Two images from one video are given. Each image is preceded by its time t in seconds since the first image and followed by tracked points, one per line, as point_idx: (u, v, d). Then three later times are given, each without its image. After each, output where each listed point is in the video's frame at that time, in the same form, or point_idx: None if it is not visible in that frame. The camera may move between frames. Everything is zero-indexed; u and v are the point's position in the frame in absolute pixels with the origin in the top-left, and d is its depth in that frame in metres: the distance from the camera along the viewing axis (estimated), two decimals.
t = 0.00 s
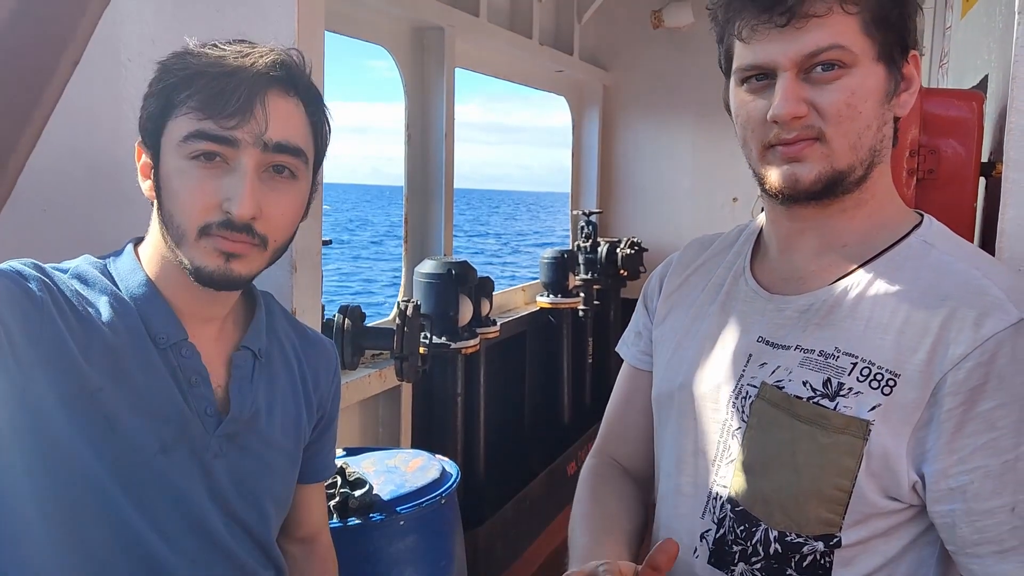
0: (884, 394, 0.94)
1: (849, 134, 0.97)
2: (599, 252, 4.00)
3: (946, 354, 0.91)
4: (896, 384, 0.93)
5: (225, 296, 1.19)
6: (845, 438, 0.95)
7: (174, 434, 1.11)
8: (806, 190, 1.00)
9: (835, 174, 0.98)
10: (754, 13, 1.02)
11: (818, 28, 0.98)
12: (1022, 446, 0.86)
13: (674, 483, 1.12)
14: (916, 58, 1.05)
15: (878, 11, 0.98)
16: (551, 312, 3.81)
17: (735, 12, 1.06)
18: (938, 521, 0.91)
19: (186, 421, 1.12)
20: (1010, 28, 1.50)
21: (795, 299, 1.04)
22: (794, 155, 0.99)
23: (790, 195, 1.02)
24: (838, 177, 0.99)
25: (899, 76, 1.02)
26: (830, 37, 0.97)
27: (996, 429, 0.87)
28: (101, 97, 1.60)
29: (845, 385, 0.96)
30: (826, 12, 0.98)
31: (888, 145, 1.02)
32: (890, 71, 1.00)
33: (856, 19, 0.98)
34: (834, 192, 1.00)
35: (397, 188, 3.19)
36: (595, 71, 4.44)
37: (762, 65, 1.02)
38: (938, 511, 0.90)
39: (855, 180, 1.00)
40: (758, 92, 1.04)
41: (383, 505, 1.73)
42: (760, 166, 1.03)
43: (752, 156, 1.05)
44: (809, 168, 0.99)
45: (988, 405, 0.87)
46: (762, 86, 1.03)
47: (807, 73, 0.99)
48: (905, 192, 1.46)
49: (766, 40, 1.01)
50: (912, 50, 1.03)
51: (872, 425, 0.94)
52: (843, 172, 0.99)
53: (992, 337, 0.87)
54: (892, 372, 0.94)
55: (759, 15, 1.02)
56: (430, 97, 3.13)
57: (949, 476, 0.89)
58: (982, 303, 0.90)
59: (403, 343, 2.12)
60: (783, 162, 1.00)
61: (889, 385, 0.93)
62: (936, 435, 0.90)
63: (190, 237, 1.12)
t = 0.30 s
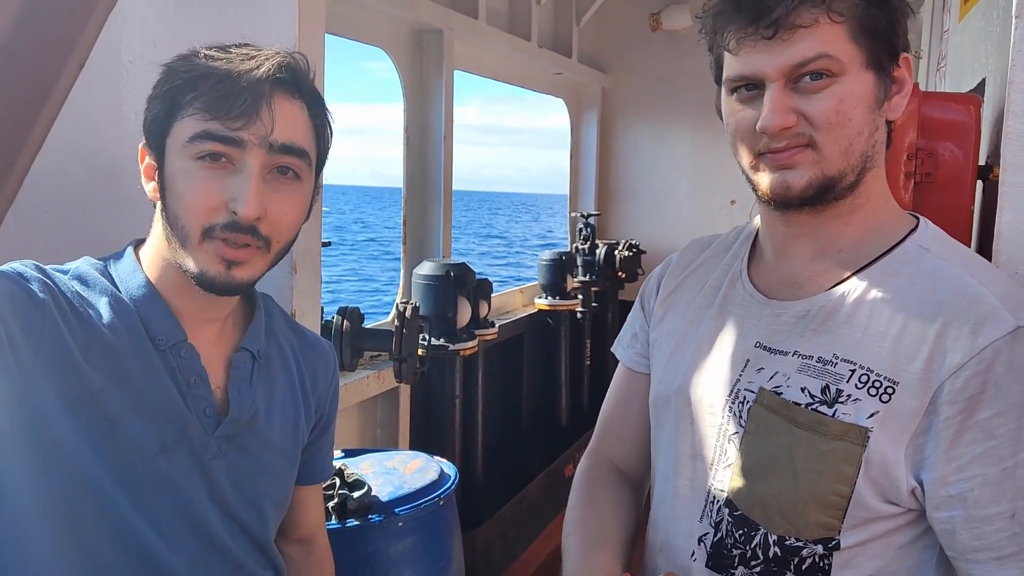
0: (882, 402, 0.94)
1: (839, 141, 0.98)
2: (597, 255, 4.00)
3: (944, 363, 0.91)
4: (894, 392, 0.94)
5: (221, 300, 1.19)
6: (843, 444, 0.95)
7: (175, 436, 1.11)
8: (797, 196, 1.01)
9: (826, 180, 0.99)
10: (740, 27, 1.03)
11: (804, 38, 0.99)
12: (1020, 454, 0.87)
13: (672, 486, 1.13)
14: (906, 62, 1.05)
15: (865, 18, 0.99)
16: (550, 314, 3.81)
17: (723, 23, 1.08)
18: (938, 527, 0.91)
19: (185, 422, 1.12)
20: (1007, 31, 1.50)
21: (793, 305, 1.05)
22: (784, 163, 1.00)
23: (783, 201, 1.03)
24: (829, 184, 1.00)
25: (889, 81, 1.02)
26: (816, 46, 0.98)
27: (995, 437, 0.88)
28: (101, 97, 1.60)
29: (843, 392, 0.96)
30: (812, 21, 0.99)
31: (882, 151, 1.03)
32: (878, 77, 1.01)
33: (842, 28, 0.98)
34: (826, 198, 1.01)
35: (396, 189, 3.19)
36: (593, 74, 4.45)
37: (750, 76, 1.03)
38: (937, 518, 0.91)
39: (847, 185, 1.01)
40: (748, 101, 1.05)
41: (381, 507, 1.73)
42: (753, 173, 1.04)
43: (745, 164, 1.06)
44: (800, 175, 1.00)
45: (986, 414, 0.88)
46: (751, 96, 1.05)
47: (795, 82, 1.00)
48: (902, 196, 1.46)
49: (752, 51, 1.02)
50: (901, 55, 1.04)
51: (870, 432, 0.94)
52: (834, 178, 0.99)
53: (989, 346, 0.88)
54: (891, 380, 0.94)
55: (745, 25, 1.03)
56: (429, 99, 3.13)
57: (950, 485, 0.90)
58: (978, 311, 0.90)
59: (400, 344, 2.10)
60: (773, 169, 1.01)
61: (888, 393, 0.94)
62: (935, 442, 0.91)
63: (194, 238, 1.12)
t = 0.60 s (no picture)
0: (878, 404, 0.94)
1: (833, 145, 0.98)
2: (595, 257, 4.00)
3: (939, 366, 0.91)
4: (890, 395, 0.94)
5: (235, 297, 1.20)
6: (839, 447, 0.95)
7: (177, 436, 1.11)
8: (791, 200, 1.02)
9: (819, 184, 1.00)
10: (733, 33, 1.04)
11: (797, 44, 0.99)
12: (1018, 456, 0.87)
13: (669, 488, 1.13)
14: (901, 66, 1.05)
15: (857, 23, 0.99)
16: (547, 316, 3.81)
17: (719, 30, 1.08)
18: (937, 531, 0.91)
19: (188, 421, 1.12)
20: (1005, 35, 1.50)
21: (789, 307, 1.05)
22: (779, 167, 1.01)
23: (777, 204, 1.03)
24: (824, 187, 1.00)
25: (882, 86, 1.02)
26: (809, 51, 0.99)
27: (993, 440, 0.88)
28: (101, 99, 1.60)
29: (839, 395, 0.97)
30: (805, 27, 0.99)
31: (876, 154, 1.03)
32: (872, 82, 1.01)
33: (835, 34, 0.99)
34: (821, 202, 1.01)
35: (395, 191, 3.20)
36: (592, 76, 4.46)
37: (742, 82, 1.04)
38: (936, 521, 0.91)
39: (843, 190, 1.01)
40: (742, 106, 1.06)
41: (379, 509, 1.73)
42: (748, 177, 1.05)
43: (739, 167, 1.06)
44: (793, 179, 1.00)
45: (983, 417, 0.88)
46: (744, 101, 1.05)
47: (788, 88, 1.00)
48: (899, 199, 1.46)
49: (745, 57, 1.03)
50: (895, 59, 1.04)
51: (866, 435, 0.94)
52: (827, 182, 1.00)
53: (985, 349, 0.88)
54: (886, 383, 0.94)
55: (738, 32, 1.04)
56: (428, 101, 3.14)
57: (948, 488, 0.90)
58: (973, 314, 0.90)
59: (400, 347, 2.11)
60: (767, 173, 1.02)
61: (883, 395, 0.94)
62: (932, 445, 0.91)
63: (213, 240, 1.12)
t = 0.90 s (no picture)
0: (878, 409, 0.94)
1: (814, 150, 1.00)
2: (593, 260, 4.00)
3: (940, 371, 0.91)
4: (889, 399, 0.94)
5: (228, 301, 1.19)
6: (838, 452, 0.95)
7: (173, 440, 1.11)
8: (776, 205, 1.03)
9: (804, 189, 1.01)
10: (713, 44, 1.07)
11: (774, 52, 1.00)
12: (1021, 461, 0.87)
13: (669, 493, 1.13)
14: (888, 69, 1.05)
15: (836, 28, 1.00)
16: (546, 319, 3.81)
17: (703, 39, 1.10)
18: (941, 536, 0.91)
19: (183, 426, 1.12)
20: (1004, 41, 1.51)
21: (788, 312, 1.05)
22: (764, 173, 1.02)
23: (764, 210, 1.04)
24: (808, 193, 1.01)
25: (867, 90, 1.03)
26: (786, 59, 1.00)
27: (996, 444, 0.88)
28: (101, 103, 1.60)
29: (839, 400, 0.97)
30: (781, 34, 1.00)
31: (866, 158, 1.03)
32: (855, 86, 1.01)
33: (814, 40, 1.00)
34: (807, 207, 1.02)
35: (394, 194, 3.19)
36: (591, 80, 4.46)
37: (724, 89, 1.06)
38: (939, 527, 0.91)
39: (829, 194, 1.01)
40: (728, 113, 1.07)
41: (378, 512, 1.72)
42: (738, 183, 1.07)
43: (730, 173, 1.08)
44: (777, 184, 1.02)
45: (986, 421, 0.88)
46: (728, 108, 1.07)
47: (767, 94, 1.02)
48: (898, 204, 1.45)
49: (725, 65, 1.05)
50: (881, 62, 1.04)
51: (865, 440, 0.94)
52: (812, 187, 1.01)
53: (985, 353, 0.88)
54: (886, 387, 0.94)
55: (718, 41, 1.06)
56: (427, 105, 3.14)
57: (951, 494, 0.89)
58: (973, 318, 0.90)
59: (398, 351, 2.12)
60: (753, 179, 1.04)
61: (883, 400, 0.94)
62: (934, 450, 0.91)
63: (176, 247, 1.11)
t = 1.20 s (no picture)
0: (873, 416, 0.94)
1: (803, 154, 1.00)
2: (593, 265, 4.01)
3: (935, 377, 0.91)
4: (884, 407, 0.94)
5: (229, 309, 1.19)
6: (833, 460, 0.95)
7: (177, 445, 1.11)
8: (766, 211, 1.03)
9: (793, 195, 1.01)
10: (700, 51, 1.08)
11: (759, 58, 1.01)
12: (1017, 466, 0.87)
13: (667, 501, 1.13)
14: (875, 74, 1.05)
15: (822, 33, 1.00)
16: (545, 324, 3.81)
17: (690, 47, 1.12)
18: (937, 543, 0.91)
19: (188, 430, 1.12)
20: (1001, 48, 1.51)
21: (784, 320, 1.05)
22: (755, 179, 1.03)
23: (754, 217, 1.05)
24: (798, 198, 1.01)
25: (855, 94, 1.03)
26: (771, 66, 1.00)
27: (992, 450, 0.87)
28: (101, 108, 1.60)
29: (834, 408, 0.97)
30: (767, 41, 1.01)
31: (857, 164, 1.03)
32: (843, 91, 1.01)
33: (799, 45, 1.00)
34: (797, 213, 1.02)
35: (393, 199, 3.20)
36: (590, 85, 4.47)
37: (712, 96, 1.07)
38: (936, 533, 0.91)
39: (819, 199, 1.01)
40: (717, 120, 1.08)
41: (377, 517, 1.73)
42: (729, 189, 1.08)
43: (722, 179, 1.09)
44: (768, 191, 1.02)
45: (982, 426, 0.88)
46: (717, 115, 1.09)
47: (754, 101, 1.02)
48: (895, 210, 1.46)
49: (712, 73, 1.06)
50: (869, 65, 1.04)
51: (860, 448, 0.94)
52: (802, 193, 1.01)
53: (981, 359, 0.88)
54: (881, 395, 0.94)
55: (706, 49, 1.07)
56: (427, 110, 3.15)
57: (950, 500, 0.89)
58: (969, 324, 0.91)
59: (396, 354, 2.10)
60: (742, 185, 1.04)
61: (878, 407, 0.94)
62: (929, 457, 0.91)
63: (214, 255, 1.12)
